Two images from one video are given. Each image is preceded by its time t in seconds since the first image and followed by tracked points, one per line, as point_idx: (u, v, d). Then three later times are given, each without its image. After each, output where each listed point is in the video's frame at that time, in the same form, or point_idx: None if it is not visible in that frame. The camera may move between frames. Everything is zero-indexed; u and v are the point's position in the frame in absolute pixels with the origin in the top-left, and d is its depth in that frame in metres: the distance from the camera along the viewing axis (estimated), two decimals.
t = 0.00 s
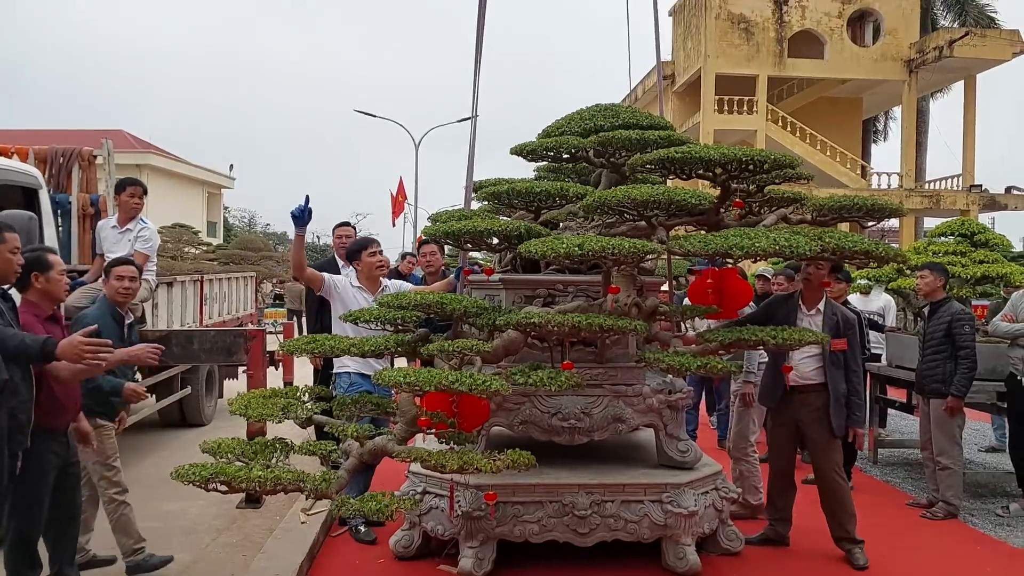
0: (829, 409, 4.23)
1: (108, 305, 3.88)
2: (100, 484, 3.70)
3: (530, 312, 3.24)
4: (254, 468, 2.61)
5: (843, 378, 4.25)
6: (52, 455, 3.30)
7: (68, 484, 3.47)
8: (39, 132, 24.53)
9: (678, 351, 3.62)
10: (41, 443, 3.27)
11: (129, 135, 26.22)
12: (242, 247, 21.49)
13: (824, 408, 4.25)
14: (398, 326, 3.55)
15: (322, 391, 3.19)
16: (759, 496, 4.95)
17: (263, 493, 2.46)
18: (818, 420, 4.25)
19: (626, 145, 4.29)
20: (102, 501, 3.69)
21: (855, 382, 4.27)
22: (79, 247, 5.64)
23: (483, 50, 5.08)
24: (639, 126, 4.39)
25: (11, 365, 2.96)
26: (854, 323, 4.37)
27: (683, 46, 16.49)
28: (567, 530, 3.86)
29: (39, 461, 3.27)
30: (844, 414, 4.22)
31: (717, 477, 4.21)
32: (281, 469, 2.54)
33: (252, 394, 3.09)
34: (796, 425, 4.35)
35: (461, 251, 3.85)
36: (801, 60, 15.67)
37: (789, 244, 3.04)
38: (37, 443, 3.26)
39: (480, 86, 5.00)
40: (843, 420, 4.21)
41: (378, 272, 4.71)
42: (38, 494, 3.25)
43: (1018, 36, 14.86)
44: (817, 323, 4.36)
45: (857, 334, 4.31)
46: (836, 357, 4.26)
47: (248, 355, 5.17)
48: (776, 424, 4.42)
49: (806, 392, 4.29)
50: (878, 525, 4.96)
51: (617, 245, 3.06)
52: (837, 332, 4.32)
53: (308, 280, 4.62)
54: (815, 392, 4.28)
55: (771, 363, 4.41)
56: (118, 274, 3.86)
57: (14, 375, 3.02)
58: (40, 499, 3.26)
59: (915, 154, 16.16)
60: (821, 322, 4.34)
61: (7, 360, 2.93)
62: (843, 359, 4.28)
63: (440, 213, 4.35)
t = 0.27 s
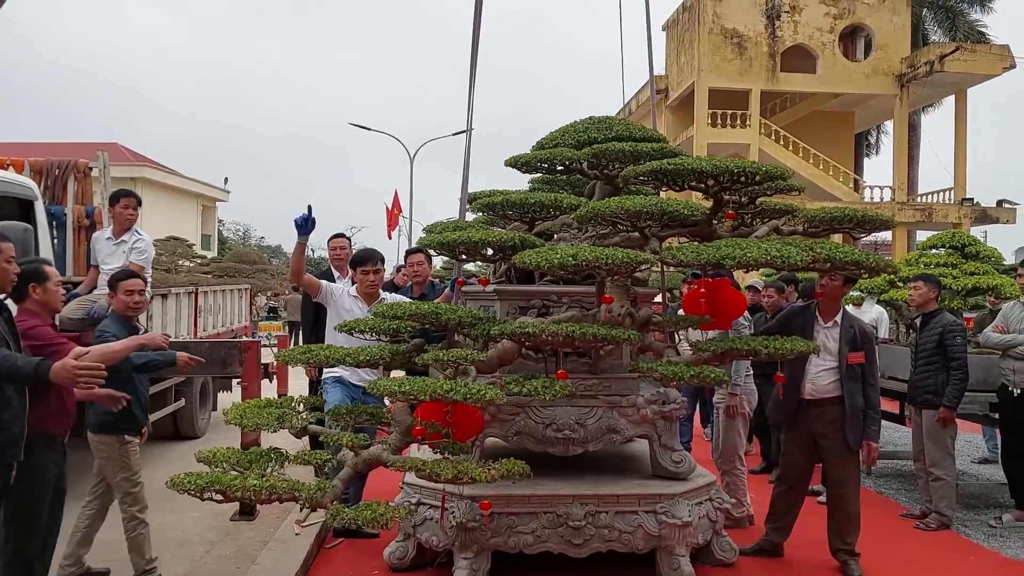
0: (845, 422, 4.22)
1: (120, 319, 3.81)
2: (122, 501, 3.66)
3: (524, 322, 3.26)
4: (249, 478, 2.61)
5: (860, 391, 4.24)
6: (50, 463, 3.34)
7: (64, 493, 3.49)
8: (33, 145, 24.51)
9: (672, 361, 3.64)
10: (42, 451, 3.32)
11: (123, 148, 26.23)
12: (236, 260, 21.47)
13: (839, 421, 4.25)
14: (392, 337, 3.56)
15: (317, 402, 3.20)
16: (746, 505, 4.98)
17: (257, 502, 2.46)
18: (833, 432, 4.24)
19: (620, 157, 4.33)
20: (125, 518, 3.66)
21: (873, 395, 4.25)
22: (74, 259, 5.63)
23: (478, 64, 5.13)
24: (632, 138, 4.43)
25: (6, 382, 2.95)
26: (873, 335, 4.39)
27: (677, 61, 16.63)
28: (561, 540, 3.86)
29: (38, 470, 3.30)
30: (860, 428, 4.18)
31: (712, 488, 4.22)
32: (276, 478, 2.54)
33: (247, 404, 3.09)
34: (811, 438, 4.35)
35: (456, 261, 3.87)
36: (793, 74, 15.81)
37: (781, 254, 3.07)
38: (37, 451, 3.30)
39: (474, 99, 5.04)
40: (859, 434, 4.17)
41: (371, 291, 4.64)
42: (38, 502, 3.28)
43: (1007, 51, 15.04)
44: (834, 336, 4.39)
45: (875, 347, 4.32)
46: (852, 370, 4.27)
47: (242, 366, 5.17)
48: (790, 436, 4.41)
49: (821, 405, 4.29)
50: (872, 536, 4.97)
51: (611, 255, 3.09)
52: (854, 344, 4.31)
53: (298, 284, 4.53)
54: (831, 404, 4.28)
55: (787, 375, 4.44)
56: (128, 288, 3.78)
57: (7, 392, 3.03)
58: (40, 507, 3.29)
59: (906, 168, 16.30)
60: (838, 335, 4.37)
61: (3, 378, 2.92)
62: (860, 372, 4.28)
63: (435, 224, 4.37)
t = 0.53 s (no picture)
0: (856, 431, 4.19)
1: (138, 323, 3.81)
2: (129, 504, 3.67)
3: (520, 326, 3.26)
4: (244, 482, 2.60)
5: (872, 400, 4.20)
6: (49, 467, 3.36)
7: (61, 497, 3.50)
8: (25, 150, 24.45)
9: (668, 366, 3.65)
10: (41, 454, 3.34)
11: (117, 153, 26.15)
12: (230, 265, 21.42)
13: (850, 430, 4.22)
14: (388, 341, 3.56)
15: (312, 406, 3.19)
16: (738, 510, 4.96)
17: (253, 507, 2.46)
18: (844, 440, 4.21)
19: (615, 162, 4.34)
20: (129, 522, 3.67)
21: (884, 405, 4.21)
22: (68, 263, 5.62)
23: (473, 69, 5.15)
24: (627, 144, 4.45)
25: (2, 396, 2.92)
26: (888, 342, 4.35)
27: (671, 67, 16.69)
28: (556, 545, 3.86)
29: (37, 475, 3.31)
30: (870, 438, 4.16)
31: (706, 493, 4.22)
32: (272, 482, 2.54)
33: (243, 409, 3.08)
34: (822, 444, 4.31)
35: (452, 266, 3.88)
36: (786, 80, 15.90)
37: (776, 259, 3.09)
38: (35, 454, 3.32)
39: (469, 104, 5.05)
40: (870, 444, 4.15)
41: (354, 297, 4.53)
42: (37, 506, 3.29)
43: (998, 58, 15.15)
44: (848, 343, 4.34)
45: (890, 356, 4.27)
46: (864, 378, 4.22)
47: (237, 371, 5.16)
48: (800, 441, 4.37)
49: (832, 412, 4.26)
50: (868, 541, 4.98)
51: (607, 260, 3.10)
52: (868, 352, 4.26)
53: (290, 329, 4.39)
54: (842, 412, 4.25)
55: (799, 378, 4.39)
56: (144, 291, 3.81)
57: None
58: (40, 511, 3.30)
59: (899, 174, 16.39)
60: (854, 341, 4.32)
61: None
62: (873, 381, 4.23)
63: (431, 229, 4.38)
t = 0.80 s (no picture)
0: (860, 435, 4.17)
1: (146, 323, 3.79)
2: (124, 507, 3.65)
3: (519, 325, 3.28)
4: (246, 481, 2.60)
5: (876, 404, 4.18)
6: (48, 468, 3.34)
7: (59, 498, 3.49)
8: (9, 152, 24.21)
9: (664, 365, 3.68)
10: (41, 455, 3.31)
11: (102, 156, 25.95)
12: (217, 269, 21.30)
13: (854, 433, 4.19)
14: (386, 341, 3.56)
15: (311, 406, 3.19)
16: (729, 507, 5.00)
17: (255, 505, 2.45)
18: (847, 444, 4.18)
19: (610, 163, 4.37)
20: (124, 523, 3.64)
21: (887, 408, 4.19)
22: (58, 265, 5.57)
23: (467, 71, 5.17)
24: (621, 145, 4.48)
25: None
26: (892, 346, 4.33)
27: (659, 71, 16.77)
28: (553, 544, 3.87)
29: (36, 476, 3.30)
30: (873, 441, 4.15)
31: (701, 491, 4.25)
32: (273, 480, 2.53)
33: (242, 409, 3.08)
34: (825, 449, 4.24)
35: (448, 266, 3.89)
36: (773, 85, 16.02)
37: (772, 258, 3.12)
38: (33, 455, 3.29)
39: (463, 106, 5.07)
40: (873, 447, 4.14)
41: (321, 291, 4.38)
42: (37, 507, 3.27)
43: (982, 64, 15.35)
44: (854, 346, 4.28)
45: (894, 361, 4.25)
46: (869, 381, 4.19)
47: (231, 373, 5.14)
48: (805, 445, 4.24)
49: (837, 415, 4.21)
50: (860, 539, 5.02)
51: (605, 259, 3.13)
52: (873, 356, 4.22)
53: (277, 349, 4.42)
54: (846, 415, 4.20)
55: (803, 381, 4.28)
56: (152, 292, 3.78)
57: None
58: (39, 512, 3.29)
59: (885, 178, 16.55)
60: (859, 345, 4.26)
61: None
62: (878, 385, 4.20)
63: (427, 229, 4.39)
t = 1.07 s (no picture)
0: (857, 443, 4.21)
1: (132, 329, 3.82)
2: (111, 512, 3.68)
3: (510, 328, 3.32)
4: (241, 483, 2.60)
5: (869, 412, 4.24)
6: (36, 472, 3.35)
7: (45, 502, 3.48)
8: None
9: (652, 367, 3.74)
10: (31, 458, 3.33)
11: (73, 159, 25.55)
12: (191, 274, 21.05)
13: (851, 443, 4.22)
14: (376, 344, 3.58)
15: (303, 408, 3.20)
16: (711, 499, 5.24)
17: (251, 507, 2.46)
18: (845, 453, 4.21)
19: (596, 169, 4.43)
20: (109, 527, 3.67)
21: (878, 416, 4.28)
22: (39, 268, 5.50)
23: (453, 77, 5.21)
24: (608, 151, 4.54)
25: None
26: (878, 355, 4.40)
27: (636, 78, 16.94)
28: (540, 546, 3.91)
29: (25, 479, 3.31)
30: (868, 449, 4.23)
31: (685, 492, 4.31)
32: (269, 482, 2.54)
33: (235, 412, 3.08)
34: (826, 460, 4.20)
35: (438, 270, 3.92)
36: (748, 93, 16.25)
37: (759, 262, 3.20)
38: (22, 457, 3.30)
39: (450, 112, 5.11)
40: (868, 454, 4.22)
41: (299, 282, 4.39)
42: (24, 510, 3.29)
43: (951, 74, 15.70)
44: (847, 356, 4.29)
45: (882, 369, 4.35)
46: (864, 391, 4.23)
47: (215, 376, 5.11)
48: (805, 461, 4.19)
49: (836, 426, 4.19)
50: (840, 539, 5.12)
51: (596, 262, 3.18)
52: (866, 365, 4.26)
53: (241, 339, 4.36)
54: (845, 426, 4.20)
55: (801, 398, 4.23)
56: (140, 294, 3.76)
57: None
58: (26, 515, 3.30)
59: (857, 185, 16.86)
60: (852, 357, 4.29)
61: None
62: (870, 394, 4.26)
63: (415, 233, 4.41)
